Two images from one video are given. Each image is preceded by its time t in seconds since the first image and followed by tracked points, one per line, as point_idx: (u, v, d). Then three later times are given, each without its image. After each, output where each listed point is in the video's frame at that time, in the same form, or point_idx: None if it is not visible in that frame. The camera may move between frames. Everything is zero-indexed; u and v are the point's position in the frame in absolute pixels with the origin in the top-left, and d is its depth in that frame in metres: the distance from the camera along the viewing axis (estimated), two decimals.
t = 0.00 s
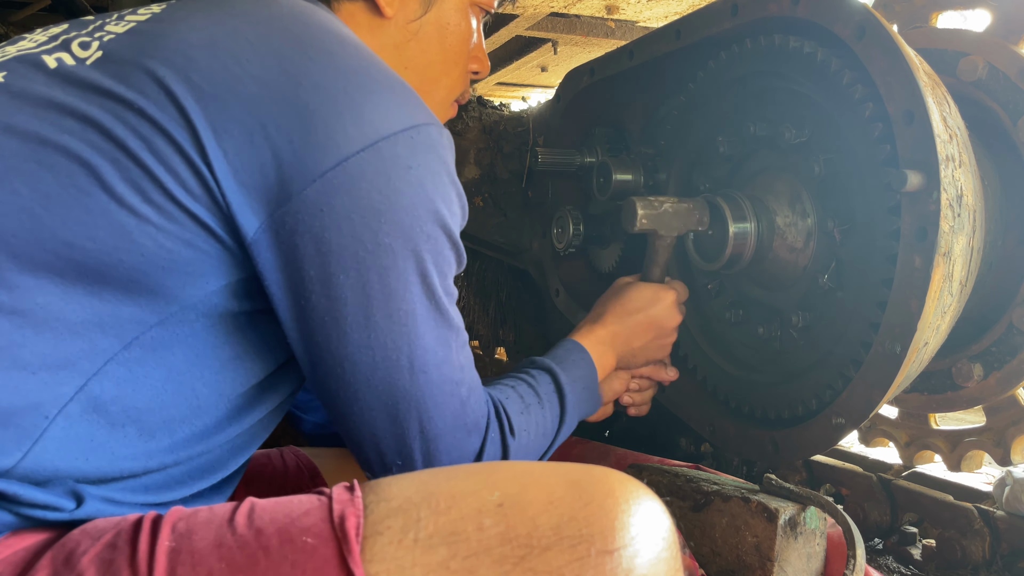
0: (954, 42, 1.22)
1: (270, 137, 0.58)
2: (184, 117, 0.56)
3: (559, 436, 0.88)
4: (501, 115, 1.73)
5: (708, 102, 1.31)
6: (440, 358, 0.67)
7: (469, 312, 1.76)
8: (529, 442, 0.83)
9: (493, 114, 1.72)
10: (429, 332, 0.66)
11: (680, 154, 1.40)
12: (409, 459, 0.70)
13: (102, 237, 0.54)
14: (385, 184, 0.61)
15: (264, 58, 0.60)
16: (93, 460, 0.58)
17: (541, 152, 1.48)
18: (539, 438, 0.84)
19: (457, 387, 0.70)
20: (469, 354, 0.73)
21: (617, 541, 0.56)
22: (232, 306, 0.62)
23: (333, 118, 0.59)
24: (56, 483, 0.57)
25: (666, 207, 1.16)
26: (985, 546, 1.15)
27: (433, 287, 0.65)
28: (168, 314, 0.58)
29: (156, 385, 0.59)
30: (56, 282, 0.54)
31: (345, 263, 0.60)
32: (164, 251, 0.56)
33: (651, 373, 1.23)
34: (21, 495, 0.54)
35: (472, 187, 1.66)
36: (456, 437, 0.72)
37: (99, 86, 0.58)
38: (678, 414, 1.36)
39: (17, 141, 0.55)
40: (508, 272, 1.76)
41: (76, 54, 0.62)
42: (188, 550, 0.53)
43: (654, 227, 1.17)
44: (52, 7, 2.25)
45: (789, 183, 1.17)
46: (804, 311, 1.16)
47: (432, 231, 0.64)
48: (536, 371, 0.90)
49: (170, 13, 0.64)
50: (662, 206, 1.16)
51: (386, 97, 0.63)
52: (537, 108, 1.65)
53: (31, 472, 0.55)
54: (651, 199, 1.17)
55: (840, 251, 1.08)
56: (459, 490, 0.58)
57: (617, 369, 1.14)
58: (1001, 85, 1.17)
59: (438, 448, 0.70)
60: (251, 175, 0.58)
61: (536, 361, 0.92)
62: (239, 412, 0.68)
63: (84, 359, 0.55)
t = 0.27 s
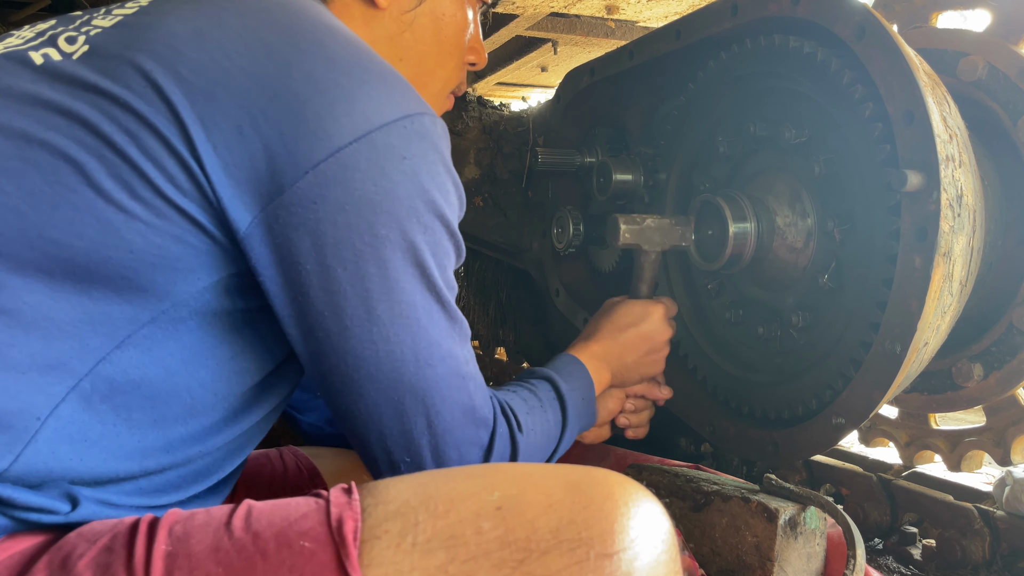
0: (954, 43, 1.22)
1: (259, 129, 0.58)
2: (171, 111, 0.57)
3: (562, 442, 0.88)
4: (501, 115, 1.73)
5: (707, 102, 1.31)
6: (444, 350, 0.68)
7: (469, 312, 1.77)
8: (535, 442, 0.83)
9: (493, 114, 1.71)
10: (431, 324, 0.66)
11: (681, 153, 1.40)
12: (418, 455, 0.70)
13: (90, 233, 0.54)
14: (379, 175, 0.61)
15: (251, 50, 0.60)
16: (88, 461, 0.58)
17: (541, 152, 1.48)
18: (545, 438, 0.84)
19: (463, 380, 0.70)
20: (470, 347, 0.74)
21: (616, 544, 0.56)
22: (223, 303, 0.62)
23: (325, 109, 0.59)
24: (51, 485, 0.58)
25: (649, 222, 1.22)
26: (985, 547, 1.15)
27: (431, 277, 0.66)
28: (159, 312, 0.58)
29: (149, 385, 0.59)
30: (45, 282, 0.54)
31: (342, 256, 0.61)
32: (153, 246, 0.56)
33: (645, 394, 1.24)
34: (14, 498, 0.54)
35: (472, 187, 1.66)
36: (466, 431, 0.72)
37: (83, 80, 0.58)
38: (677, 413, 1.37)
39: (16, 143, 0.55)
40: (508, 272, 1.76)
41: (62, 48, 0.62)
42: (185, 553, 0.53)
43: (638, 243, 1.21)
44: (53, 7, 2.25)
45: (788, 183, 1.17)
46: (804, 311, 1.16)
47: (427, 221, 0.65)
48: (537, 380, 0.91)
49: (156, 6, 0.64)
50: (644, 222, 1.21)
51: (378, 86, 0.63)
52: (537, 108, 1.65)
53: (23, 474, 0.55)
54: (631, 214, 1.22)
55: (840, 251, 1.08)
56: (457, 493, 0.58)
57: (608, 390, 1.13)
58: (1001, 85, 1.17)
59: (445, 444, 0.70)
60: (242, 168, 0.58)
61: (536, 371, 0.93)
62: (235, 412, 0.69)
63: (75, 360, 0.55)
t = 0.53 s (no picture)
0: (954, 42, 1.22)
1: (254, 129, 0.58)
2: (165, 112, 0.56)
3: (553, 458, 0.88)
4: (501, 115, 1.72)
5: (707, 102, 1.31)
6: (433, 355, 0.68)
7: (469, 312, 1.77)
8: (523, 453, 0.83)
9: (493, 114, 1.71)
10: (421, 328, 0.66)
11: (681, 153, 1.40)
12: (403, 458, 0.70)
13: (82, 235, 0.54)
14: (374, 179, 0.61)
15: (247, 51, 0.60)
16: (86, 465, 0.58)
17: (541, 152, 1.48)
18: (531, 453, 0.84)
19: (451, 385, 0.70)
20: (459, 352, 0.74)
21: (616, 546, 0.56)
22: (217, 304, 0.62)
23: (320, 111, 0.59)
24: (48, 488, 0.57)
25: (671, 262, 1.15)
26: (985, 546, 1.15)
27: (422, 282, 0.66)
28: (153, 314, 0.58)
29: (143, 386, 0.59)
30: (38, 285, 0.54)
31: (334, 258, 0.61)
32: (146, 249, 0.56)
33: (644, 412, 1.24)
34: (12, 502, 0.54)
35: (472, 187, 1.66)
36: (451, 436, 0.72)
37: (77, 81, 0.58)
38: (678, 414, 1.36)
39: (14, 145, 0.55)
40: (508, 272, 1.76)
41: (55, 48, 0.62)
42: (184, 556, 0.53)
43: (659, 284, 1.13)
44: (52, 7, 2.25)
45: (788, 183, 1.17)
46: (804, 311, 1.16)
47: (421, 226, 0.65)
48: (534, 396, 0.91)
49: (151, 5, 0.64)
50: (667, 263, 1.13)
51: (374, 89, 0.63)
52: (537, 107, 1.65)
53: (20, 478, 0.55)
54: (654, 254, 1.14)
55: (840, 251, 1.08)
56: (457, 495, 0.59)
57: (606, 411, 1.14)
58: (1001, 85, 1.16)
59: (431, 447, 0.70)
60: (235, 168, 0.58)
61: (535, 387, 0.94)
62: (233, 415, 0.69)
63: (69, 363, 0.55)
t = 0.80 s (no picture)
0: (955, 42, 1.22)
1: (252, 131, 0.58)
2: (165, 114, 0.57)
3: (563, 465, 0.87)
4: (501, 115, 1.73)
5: (708, 102, 1.31)
6: (432, 361, 0.67)
7: (469, 312, 1.77)
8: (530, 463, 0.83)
9: (493, 114, 1.71)
10: (420, 334, 0.66)
11: (681, 153, 1.40)
12: (402, 464, 0.70)
13: (83, 237, 0.54)
14: (372, 184, 0.61)
15: (249, 53, 0.60)
16: (86, 464, 0.58)
17: (541, 152, 1.48)
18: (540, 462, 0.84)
19: (451, 393, 0.70)
20: (461, 360, 0.74)
21: (614, 546, 0.56)
22: (218, 307, 0.62)
23: (319, 114, 0.59)
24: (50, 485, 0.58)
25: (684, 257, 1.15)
26: (985, 547, 1.15)
27: (422, 288, 0.66)
28: (152, 315, 0.58)
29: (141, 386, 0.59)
30: (39, 284, 0.54)
31: (331, 264, 0.61)
32: (146, 250, 0.56)
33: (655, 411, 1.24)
34: (13, 498, 0.55)
35: (472, 187, 1.66)
36: (450, 443, 0.72)
37: (80, 83, 0.58)
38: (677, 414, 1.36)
39: (14, 144, 0.55)
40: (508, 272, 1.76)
41: (61, 51, 0.62)
42: (183, 554, 0.53)
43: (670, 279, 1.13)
44: (53, 7, 2.25)
45: (789, 183, 1.17)
46: (804, 311, 1.16)
47: (420, 232, 0.64)
48: (544, 400, 0.91)
49: (158, 10, 0.64)
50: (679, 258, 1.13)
51: (375, 93, 0.63)
52: (537, 108, 1.65)
53: (22, 476, 0.56)
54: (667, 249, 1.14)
55: (840, 251, 1.08)
56: (456, 493, 0.59)
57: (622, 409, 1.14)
58: (1001, 85, 1.16)
59: (428, 453, 0.70)
60: (233, 171, 0.58)
61: (546, 390, 0.93)
62: (232, 418, 0.69)
63: (68, 362, 0.55)
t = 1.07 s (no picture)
0: (955, 42, 1.22)
1: (256, 132, 0.58)
2: (168, 112, 0.57)
3: (560, 440, 0.87)
4: (501, 115, 1.73)
5: (708, 102, 1.31)
6: (434, 357, 0.67)
7: (469, 311, 1.76)
8: (528, 444, 0.83)
9: (493, 114, 1.71)
10: (423, 331, 0.66)
11: (681, 153, 1.40)
12: (404, 462, 0.70)
13: (86, 236, 0.54)
14: (375, 181, 0.61)
15: (251, 52, 0.60)
16: (87, 463, 0.58)
17: (541, 152, 1.48)
18: (539, 442, 0.84)
19: (452, 388, 0.70)
20: (463, 356, 0.74)
21: (617, 545, 0.56)
22: (221, 305, 0.62)
23: (321, 113, 0.59)
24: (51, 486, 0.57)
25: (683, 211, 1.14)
26: (985, 547, 1.15)
27: (424, 284, 0.65)
28: (154, 315, 0.58)
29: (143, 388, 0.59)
30: (41, 284, 0.54)
31: (334, 261, 0.60)
32: (148, 250, 0.56)
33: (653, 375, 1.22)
34: (14, 499, 0.54)
35: (472, 187, 1.66)
36: (452, 436, 0.72)
37: (85, 83, 0.58)
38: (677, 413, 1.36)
39: (14, 143, 0.55)
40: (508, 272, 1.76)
41: (64, 50, 0.62)
42: (185, 555, 0.53)
43: (669, 233, 1.12)
44: (53, 7, 2.25)
45: (788, 184, 1.17)
46: (804, 311, 1.16)
47: (423, 228, 0.64)
48: (536, 375, 0.90)
49: (159, 8, 0.64)
50: (678, 212, 1.12)
51: (377, 92, 0.63)
52: (537, 108, 1.65)
53: (23, 476, 0.55)
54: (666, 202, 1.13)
55: (840, 251, 1.08)
56: (458, 494, 0.59)
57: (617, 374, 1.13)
58: (1001, 85, 1.16)
59: (431, 449, 0.70)
60: (238, 170, 0.58)
61: (537, 364, 0.92)
62: (235, 416, 0.69)
63: (71, 363, 0.55)
